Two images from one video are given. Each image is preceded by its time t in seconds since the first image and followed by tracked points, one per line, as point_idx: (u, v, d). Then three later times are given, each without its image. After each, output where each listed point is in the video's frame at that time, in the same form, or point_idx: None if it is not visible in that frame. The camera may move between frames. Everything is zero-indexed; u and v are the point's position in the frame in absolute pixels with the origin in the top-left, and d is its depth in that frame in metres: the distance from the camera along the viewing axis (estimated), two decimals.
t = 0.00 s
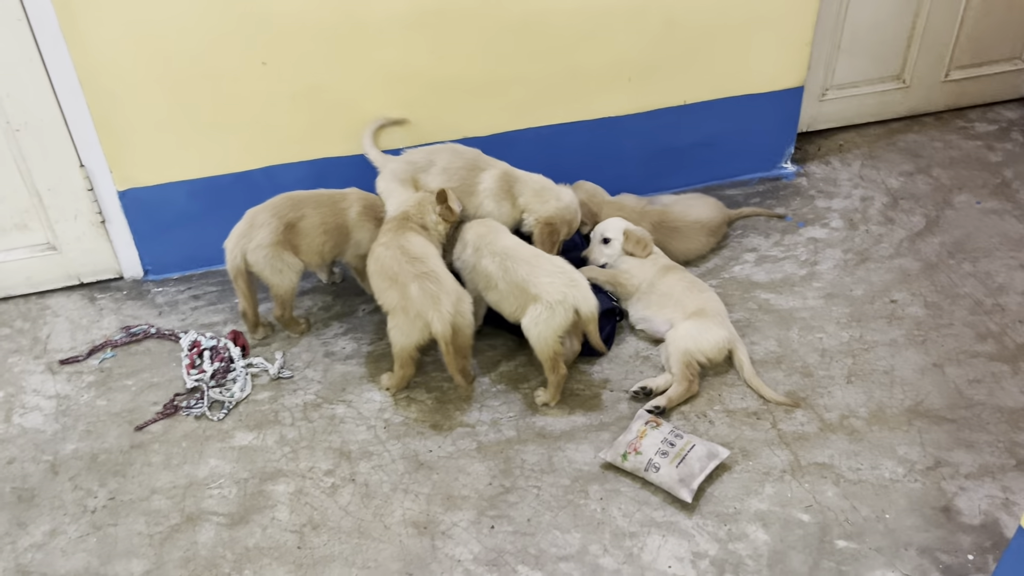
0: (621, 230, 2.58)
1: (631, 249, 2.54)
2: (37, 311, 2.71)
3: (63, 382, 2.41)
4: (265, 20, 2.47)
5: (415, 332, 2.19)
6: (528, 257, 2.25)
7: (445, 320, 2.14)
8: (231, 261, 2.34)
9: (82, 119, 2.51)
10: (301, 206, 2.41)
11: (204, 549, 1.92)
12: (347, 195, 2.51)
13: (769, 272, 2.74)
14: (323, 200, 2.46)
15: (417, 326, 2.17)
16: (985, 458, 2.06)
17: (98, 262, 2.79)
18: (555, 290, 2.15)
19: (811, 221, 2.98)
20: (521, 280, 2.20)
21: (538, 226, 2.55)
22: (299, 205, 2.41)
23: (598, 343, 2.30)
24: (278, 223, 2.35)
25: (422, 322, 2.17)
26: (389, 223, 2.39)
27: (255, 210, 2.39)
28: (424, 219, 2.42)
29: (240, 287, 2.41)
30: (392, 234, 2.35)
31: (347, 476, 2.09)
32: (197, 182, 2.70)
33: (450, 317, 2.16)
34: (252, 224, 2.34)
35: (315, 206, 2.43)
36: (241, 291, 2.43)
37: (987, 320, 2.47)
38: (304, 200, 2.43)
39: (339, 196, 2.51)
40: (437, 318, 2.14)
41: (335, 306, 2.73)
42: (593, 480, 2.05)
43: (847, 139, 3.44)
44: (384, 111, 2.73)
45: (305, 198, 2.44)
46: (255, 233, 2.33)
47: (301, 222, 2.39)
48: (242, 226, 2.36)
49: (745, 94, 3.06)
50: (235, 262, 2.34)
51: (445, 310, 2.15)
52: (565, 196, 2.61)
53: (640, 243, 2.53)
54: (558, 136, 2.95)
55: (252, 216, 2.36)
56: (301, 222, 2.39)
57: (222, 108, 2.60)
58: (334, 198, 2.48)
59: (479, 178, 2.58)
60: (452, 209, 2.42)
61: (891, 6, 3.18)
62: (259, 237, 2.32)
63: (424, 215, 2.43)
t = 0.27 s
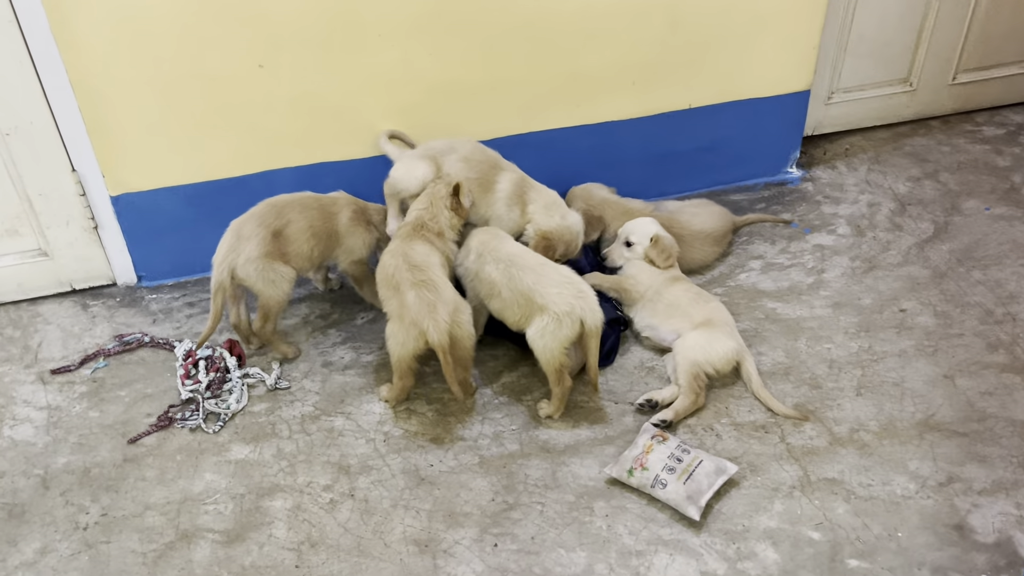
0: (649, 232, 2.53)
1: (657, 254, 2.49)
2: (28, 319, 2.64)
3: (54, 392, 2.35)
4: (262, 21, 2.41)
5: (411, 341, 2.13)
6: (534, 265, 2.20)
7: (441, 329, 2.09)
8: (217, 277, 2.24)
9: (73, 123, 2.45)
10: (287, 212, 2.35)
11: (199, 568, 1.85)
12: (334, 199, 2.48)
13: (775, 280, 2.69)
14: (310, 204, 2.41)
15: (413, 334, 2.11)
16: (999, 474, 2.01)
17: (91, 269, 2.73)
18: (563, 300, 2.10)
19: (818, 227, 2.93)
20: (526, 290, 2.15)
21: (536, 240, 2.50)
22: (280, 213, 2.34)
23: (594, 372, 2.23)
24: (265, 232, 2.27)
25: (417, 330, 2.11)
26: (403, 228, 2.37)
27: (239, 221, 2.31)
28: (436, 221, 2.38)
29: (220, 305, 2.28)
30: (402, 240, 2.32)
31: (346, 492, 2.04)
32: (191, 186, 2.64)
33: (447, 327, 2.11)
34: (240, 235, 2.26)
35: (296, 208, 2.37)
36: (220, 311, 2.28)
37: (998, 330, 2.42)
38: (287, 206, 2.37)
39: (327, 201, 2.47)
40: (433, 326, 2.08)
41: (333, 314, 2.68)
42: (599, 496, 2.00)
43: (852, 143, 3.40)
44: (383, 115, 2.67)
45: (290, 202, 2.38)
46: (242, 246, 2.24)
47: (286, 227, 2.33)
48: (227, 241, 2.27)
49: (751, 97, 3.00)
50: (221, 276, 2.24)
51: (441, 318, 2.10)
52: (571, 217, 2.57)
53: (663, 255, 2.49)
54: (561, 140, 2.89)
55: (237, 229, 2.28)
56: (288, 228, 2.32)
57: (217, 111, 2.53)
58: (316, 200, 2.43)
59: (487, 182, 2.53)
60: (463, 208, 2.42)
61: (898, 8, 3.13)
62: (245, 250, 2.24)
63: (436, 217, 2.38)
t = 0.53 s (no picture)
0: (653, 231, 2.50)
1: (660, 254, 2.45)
2: (26, 318, 2.61)
3: (52, 394, 2.32)
4: (263, 17, 2.37)
5: (405, 333, 2.11)
6: (535, 266, 2.16)
7: (435, 326, 2.06)
8: (211, 285, 2.21)
9: (72, 120, 2.41)
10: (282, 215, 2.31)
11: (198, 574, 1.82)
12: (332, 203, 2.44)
13: (784, 282, 2.65)
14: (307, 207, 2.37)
15: (409, 328, 2.10)
16: (1012, 482, 1.97)
17: (90, 267, 2.69)
18: (563, 303, 2.07)
19: (827, 228, 2.89)
20: (527, 292, 2.12)
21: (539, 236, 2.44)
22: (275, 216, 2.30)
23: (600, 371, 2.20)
24: (259, 238, 2.23)
25: (412, 324, 2.09)
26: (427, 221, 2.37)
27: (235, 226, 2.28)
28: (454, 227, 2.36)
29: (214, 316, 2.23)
30: (424, 232, 2.31)
31: (348, 497, 2.00)
32: (192, 184, 2.60)
33: (442, 325, 2.08)
34: (235, 240, 2.22)
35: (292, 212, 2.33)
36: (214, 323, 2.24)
37: (1010, 335, 2.38)
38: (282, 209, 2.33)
39: (323, 205, 2.43)
40: (427, 322, 2.06)
41: (335, 315, 2.65)
42: (605, 503, 1.97)
43: (861, 143, 3.36)
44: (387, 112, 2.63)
45: (285, 205, 2.34)
46: (235, 254, 2.21)
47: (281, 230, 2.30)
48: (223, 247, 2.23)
49: (760, 96, 2.96)
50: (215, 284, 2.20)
51: (438, 315, 2.07)
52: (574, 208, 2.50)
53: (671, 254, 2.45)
54: (566, 139, 2.85)
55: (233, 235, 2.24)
56: (282, 231, 2.29)
57: (218, 109, 2.50)
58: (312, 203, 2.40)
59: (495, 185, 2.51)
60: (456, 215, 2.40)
61: (910, 6, 3.08)
62: (239, 258, 2.20)
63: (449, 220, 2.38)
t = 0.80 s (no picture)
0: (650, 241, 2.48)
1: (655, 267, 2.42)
2: (26, 325, 2.60)
3: (51, 403, 2.31)
4: (265, 25, 2.35)
5: (403, 335, 2.08)
6: (534, 278, 2.14)
7: (439, 324, 2.06)
8: (210, 297, 2.19)
9: (74, 127, 2.39)
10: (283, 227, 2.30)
11: None
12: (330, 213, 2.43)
13: (791, 294, 2.62)
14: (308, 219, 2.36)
15: (408, 328, 2.07)
16: (1022, 503, 1.94)
17: (91, 274, 2.68)
18: (560, 316, 2.04)
19: (835, 238, 2.86)
20: (524, 304, 2.09)
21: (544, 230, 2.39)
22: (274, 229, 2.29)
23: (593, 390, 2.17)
24: (258, 250, 2.22)
25: (412, 323, 2.07)
26: (421, 225, 2.36)
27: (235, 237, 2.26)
28: (449, 227, 2.35)
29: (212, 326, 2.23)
30: (420, 234, 2.30)
31: (348, 511, 1.98)
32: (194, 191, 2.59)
33: (446, 323, 2.08)
34: (234, 252, 2.21)
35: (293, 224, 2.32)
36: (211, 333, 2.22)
37: (1021, 350, 2.34)
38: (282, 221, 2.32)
39: (324, 216, 2.41)
40: (432, 321, 2.05)
41: (336, 324, 2.63)
42: (607, 520, 1.94)
43: (870, 151, 3.32)
44: (390, 120, 2.61)
45: (284, 217, 2.33)
46: (234, 265, 2.19)
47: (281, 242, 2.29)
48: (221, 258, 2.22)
49: (768, 105, 2.93)
50: (213, 295, 2.19)
51: (440, 313, 2.07)
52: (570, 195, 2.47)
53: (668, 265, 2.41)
54: (571, 147, 2.82)
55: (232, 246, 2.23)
56: (282, 244, 2.28)
57: (220, 116, 2.47)
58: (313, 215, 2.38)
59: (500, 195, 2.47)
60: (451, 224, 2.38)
61: (921, 13, 3.04)
62: (237, 268, 2.18)
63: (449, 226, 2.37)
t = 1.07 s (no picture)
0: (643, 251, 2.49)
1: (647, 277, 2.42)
2: (26, 329, 2.60)
3: (50, 408, 2.30)
4: (267, 31, 2.33)
5: (396, 342, 2.07)
6: (536, 288, 2.13)
7: (433, 331, 2.07)
8: (211, 298, 2.21)
9: (74, 132, 2.38)
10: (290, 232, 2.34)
11: None
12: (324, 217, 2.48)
13: (795, 304, 2.60)
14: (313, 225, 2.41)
15: (401, 335, 2.06)
16: None
17: (91, 278, 2.67)
18: (563, 327, 2.02)
19: (840, 247, 2.83)
20: (526, 315, 2.07)
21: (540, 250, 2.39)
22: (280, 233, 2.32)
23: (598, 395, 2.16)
24: (264, 254, 2.24)
25: (406, 331, 2.06)
26: (403, 233, 2.38)
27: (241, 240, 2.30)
28: (432, 234, 2.39)
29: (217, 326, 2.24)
30: (402, 240, 2.32)
31: (345, 522, 1.96)
32: (194, 197, 2.58)
33: (438, 329, 2.09)
34: (239, 254, 2.23)
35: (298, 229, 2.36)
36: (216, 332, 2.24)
37: None
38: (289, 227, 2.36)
39: (330, 220, 2.46)
40: (425, 329, 2.06)
41: (337, 331, 2.62)
42: (606, 533, 1.92)
43: (877, 159, 3.29)
44: (392, 127, 2.60)
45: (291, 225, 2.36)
46: (238, 267, 2.21)
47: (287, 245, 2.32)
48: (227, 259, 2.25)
49: (773, 113, 2.90)
50: (217, 294, 2.21)
51: (433, 320, 2.08)
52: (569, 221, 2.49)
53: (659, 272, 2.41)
54: (574, 154, 2.80)
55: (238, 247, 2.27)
56: (292, 250, 2.29)
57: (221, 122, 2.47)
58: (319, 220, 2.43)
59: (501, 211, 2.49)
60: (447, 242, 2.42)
61: (929, 20, 3.01)
62: (241, 270, 2.20)
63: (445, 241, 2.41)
